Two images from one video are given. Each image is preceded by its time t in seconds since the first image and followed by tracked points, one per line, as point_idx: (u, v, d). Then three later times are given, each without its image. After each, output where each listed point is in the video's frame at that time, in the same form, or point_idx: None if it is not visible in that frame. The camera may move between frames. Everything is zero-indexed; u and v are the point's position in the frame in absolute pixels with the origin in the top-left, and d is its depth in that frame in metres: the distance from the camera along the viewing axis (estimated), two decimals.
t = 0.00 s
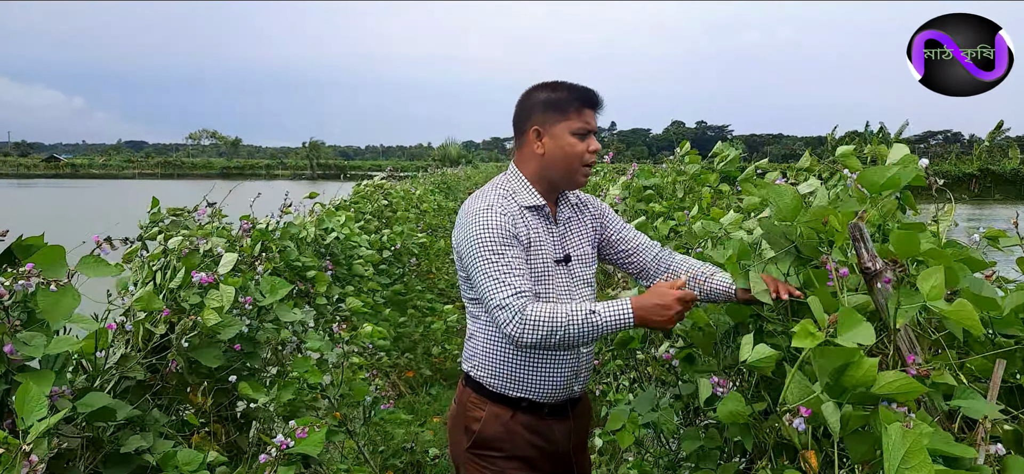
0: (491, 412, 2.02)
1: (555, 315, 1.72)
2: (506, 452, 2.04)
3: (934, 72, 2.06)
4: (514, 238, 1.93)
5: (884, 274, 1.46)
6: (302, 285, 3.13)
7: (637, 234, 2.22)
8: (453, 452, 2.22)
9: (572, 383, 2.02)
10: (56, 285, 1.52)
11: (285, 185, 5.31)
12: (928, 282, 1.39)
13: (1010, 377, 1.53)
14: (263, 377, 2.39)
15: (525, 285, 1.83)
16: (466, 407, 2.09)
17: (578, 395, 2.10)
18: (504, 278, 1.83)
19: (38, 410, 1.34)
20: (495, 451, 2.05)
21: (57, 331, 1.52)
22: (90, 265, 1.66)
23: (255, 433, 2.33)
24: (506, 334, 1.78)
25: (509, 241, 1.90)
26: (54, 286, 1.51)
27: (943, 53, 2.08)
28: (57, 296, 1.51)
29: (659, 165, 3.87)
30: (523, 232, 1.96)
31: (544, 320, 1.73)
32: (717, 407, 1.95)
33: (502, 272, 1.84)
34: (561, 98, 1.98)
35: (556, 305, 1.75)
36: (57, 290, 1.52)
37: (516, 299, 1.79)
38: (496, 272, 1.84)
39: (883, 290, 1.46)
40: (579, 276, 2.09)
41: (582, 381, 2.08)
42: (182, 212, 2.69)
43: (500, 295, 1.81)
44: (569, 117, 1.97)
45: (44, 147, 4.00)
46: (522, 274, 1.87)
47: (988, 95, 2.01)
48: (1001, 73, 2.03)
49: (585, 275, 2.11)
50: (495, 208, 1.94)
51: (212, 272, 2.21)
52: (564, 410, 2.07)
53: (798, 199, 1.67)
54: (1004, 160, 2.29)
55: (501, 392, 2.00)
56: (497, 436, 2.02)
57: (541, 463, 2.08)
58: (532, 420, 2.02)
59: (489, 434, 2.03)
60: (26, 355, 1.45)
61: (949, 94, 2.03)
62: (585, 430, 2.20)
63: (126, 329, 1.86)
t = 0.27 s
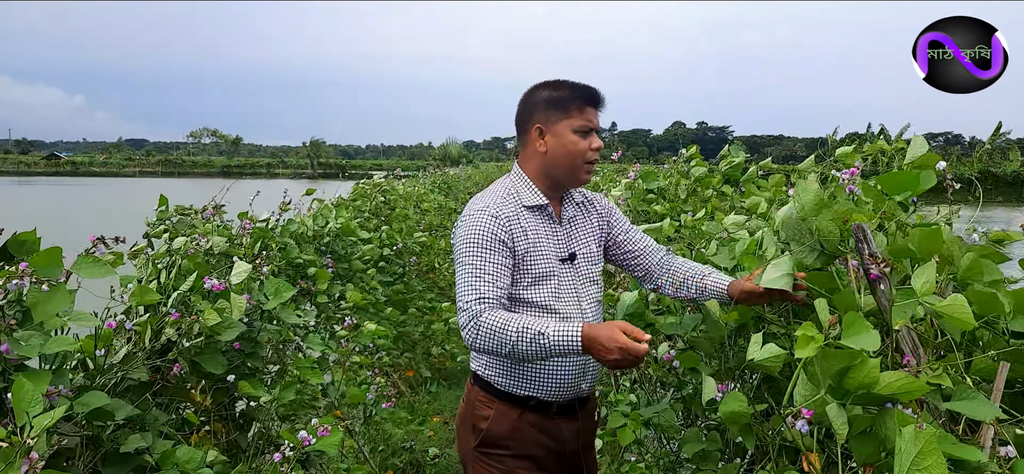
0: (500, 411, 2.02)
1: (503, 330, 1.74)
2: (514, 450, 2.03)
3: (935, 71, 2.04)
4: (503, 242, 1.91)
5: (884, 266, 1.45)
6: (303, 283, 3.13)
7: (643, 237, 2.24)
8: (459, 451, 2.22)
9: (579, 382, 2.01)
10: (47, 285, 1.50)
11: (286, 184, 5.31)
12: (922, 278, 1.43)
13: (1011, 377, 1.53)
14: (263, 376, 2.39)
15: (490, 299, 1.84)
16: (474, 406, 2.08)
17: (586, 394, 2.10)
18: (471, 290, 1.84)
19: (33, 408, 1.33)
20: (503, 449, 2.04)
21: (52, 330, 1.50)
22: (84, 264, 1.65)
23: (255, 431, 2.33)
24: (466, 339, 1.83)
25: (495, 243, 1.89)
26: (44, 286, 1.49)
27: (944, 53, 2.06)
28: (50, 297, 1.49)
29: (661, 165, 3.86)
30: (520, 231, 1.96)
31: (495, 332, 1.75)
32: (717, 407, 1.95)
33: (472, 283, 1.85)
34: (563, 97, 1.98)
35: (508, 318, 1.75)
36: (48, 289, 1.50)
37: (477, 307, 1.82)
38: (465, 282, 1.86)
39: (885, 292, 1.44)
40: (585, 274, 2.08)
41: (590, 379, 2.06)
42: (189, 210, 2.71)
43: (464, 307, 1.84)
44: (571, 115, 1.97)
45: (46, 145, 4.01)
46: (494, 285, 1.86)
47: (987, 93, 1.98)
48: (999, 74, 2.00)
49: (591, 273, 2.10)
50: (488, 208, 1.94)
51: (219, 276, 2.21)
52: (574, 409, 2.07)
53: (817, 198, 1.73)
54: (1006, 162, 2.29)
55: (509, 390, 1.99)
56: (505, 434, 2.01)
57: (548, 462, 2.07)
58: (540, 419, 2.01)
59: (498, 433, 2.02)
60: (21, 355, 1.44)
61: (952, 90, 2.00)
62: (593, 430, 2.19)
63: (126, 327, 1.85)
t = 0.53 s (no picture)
0: (506, 412, 2.01)
1: (519, 312, 1.77)
2: (519, 451, 2.02)
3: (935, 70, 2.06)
4: (514, 242, 1.92)
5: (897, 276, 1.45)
6: (305, 284, 3.13)
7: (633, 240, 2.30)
8: (466, 451, 2.20)
9: (586, 382, 2.01)
10: (55, 283, 1.52)
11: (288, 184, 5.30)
12: (951, 294, 1.36)
13: (1014, 381, 1.52)
14: (264, 376, 2.39)
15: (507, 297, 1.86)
16: (480, 406, 2.08)
17: (593, 396, 2.09)
18: (485, 289, 1.86)
19: (36, 408, 1.32)
20: (509, 450, 2.02)
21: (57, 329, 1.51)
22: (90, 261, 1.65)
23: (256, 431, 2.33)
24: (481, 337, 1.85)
25: (504, 242, 1.90)
26: (55, 283, 1.51)
27: (945, 53, 2.10)
28: (62, 293, 1.50)
29: (664, 167, 3.86)
30: (528, 231, 1.96)
31: (511, 318, 1.78)
32: (720, 409, 1.95)
33: (487, 282, 1.87)
34: (565, 98, 1.98)
35: (522, 300, 1.79)
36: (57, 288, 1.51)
37: (490, 303, 1.84)
38: (479, 282, 1.88)
39: (889, 294, 1.45)
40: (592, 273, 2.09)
41: (596, 381, 2.06)
42: (177, 209, 2.62)
43: (479, 306, 1.86)
44: (573, 116, 1.96)
45: (49, 144, 4.01)
46: (508, 285, 1.88)
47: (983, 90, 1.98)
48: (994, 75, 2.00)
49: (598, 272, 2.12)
50: (493, 209, 1.94)
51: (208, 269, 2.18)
52: (580, 413, 2.07)
53: (870, 191, 1.64)
54: (1009, 166, 2.28)
55: (516, 391, 1.99)
56: (512, 434, 2.00)
57: (553, 464, 2.07)
58: (547, 421, 2.01)
59: (503, 434, 2.01)
60: (26, 352, 1.43)
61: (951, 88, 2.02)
62: (598, 433, 2.19)
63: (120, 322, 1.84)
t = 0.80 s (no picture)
0: (512, 413, 2.01)
1: (532, 329, 1.81)
2: (525, 452, 2.02)
3: (936, 71, 2.26)
4: (520, 244, 1.92)
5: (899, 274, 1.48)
6: (308, 285, 3.13)
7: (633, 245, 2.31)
8: (472, 451, 2.20)
9: (591, 384, 2.01)
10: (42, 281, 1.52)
11: (290, 185, 5.30)
12: (935, 287, 1.41)
13: (1015, 380, 1.52)
14: (266, 376, 2.39)
15: (513, 303, 1.87)
16: (486, 407, 2.08)
17: (599, 397, 2.09)
18: (490, 294, 1.87)
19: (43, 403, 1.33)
20: (515, 451, 2.03)
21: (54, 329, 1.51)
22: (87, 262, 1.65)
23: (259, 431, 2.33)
24: (490, 344, 1.88)
25: (514, 246, 1.91)
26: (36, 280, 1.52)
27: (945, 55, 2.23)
28: (48, 290, 1.51)
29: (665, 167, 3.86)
30: (537, 234, 1.96)
31: (523, 333, 1.82)
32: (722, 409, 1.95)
33: (492, 287, 1.87)
34: (578, 101, 1.99)
35: (535, 318, 1.83)
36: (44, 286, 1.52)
37: (501, 311, 1.85)
38: (483, 287, 1.88)
39: (889, 294, 1.46)
40: (600, 275, 2.09)
41: (602, 382, 2.06)
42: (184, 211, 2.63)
43: (484, 311, 1.87)
44: (586, 120, 1.97)
45: (51, 146, 4.01)
46: (513, 289, 1.89)
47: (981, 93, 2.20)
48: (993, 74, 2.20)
49: (605, 274, 2.12)
50: (504, 211, 1.94)
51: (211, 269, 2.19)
52: (586, 413, 2.07)
53: (868, 191, 1.70)
54: (1009, 165, 2.29)
55: (522, 392, 1.99)
56: (517, 435, 2.00)
57: (559, 465, 2.06)
58: (553, 422, 2.01)
59: (510, 435, 2.01)
60: (22, 353, 1.44)
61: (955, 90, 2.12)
62: (605, 434, 2.18)
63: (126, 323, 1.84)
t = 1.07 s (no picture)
0: (512, 409, 2.01)
1: (541, 325, 1.82)
2: (524, 448, 2.02)
3: (936, 74, 2.29)
4: (527, 240, 1.92)
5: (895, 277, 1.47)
6: (307, 282, 3.13)
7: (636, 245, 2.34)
8: (471, 448, 2.20)
9: (590, 383, 2.02)
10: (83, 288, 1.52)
11: (290, 182, 5.28)
12: (936, 287, 1.40)
13: (1013, 380, 1.53)
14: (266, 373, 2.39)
15: (521, 296, 1.87)
16: (486, 403, 2.09)
17: (598, 396, 2.10)
18: (499, 287, 1.86)
19: (55, 409, 1.33)
20: (514, 447, 2.03)
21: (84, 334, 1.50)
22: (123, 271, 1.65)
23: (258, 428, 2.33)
24: (494, 334, 1.87)
25: (524, 241, 1.91)
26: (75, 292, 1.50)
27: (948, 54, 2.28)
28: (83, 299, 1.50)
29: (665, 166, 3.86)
30: (546, 233, 1.97)
31: (532, 328, 1.82)
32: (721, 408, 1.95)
33: (501, 280, 1.87)
34: (596, 110, 1.97)
35: (545, 315, 1.84)
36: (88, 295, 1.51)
37: (509, 303, 1.85)
38: (492, 280, 1.87)
39: (887, 293, 1.47)
40: (601, 277, 2.09)
41: (601, 382, 2.07)
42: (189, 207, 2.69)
43: (493, 303, 1.86)
44: (601, 130, 1.96)
45: (50, 141, 3.99)
46: (520, 284, 1.89)
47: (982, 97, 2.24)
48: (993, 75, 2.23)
49: (607, 276, 2.12)
50: (515, 207, 1.94)
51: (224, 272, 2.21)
52: (585, 411, 2.07)
53: (864, 191, 1.69)
54: (1008, 165, 2.29)
55: (523, 389, 1.99)
56: (517, 432, 2.01)
57: (558, 462, 2.06)
58: (552, 419, 2.01)
59: (509, 431, 2.01)
60: (53, 357, 1.42)
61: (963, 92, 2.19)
62: (604, 432, 2.19)
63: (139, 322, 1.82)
